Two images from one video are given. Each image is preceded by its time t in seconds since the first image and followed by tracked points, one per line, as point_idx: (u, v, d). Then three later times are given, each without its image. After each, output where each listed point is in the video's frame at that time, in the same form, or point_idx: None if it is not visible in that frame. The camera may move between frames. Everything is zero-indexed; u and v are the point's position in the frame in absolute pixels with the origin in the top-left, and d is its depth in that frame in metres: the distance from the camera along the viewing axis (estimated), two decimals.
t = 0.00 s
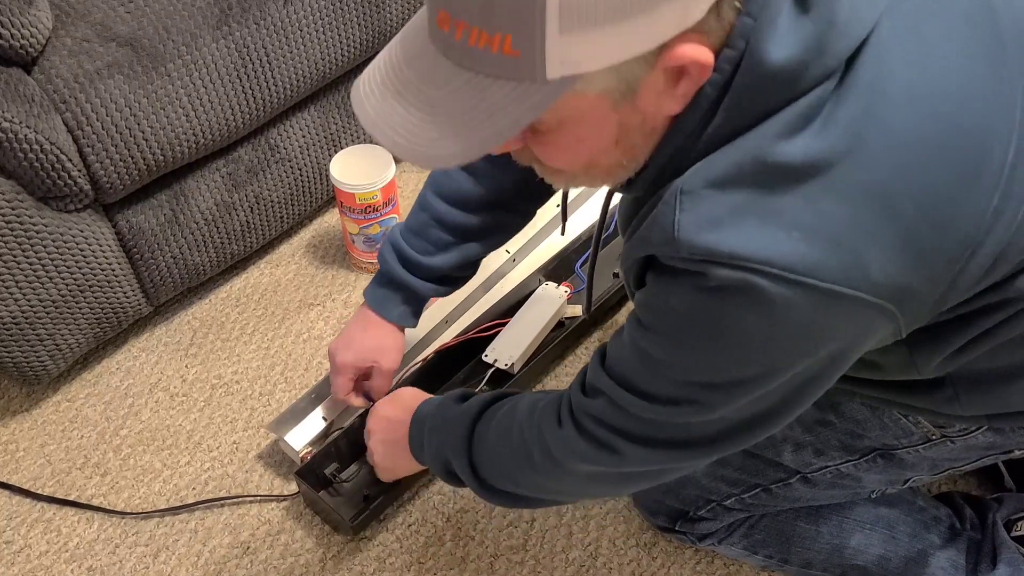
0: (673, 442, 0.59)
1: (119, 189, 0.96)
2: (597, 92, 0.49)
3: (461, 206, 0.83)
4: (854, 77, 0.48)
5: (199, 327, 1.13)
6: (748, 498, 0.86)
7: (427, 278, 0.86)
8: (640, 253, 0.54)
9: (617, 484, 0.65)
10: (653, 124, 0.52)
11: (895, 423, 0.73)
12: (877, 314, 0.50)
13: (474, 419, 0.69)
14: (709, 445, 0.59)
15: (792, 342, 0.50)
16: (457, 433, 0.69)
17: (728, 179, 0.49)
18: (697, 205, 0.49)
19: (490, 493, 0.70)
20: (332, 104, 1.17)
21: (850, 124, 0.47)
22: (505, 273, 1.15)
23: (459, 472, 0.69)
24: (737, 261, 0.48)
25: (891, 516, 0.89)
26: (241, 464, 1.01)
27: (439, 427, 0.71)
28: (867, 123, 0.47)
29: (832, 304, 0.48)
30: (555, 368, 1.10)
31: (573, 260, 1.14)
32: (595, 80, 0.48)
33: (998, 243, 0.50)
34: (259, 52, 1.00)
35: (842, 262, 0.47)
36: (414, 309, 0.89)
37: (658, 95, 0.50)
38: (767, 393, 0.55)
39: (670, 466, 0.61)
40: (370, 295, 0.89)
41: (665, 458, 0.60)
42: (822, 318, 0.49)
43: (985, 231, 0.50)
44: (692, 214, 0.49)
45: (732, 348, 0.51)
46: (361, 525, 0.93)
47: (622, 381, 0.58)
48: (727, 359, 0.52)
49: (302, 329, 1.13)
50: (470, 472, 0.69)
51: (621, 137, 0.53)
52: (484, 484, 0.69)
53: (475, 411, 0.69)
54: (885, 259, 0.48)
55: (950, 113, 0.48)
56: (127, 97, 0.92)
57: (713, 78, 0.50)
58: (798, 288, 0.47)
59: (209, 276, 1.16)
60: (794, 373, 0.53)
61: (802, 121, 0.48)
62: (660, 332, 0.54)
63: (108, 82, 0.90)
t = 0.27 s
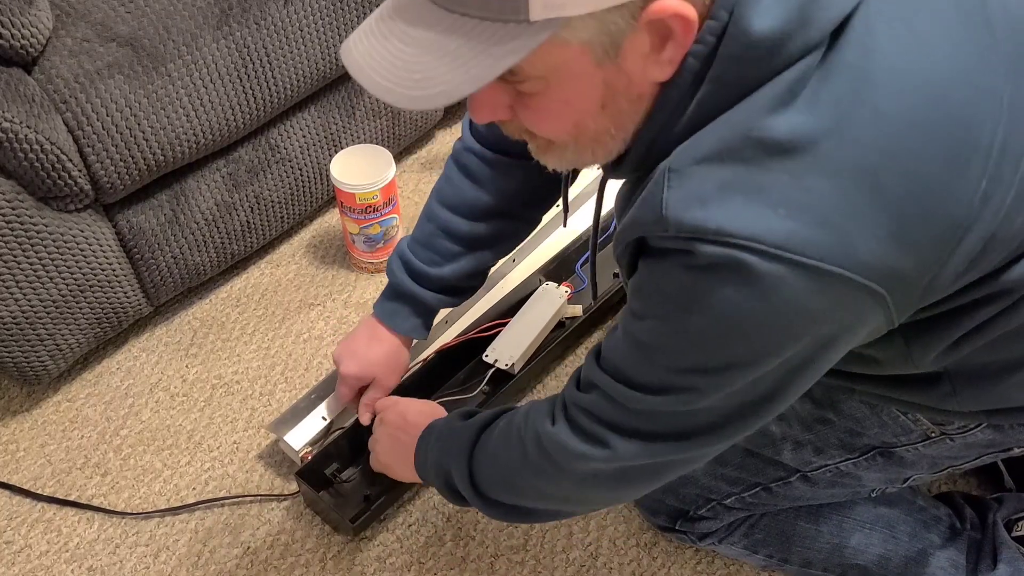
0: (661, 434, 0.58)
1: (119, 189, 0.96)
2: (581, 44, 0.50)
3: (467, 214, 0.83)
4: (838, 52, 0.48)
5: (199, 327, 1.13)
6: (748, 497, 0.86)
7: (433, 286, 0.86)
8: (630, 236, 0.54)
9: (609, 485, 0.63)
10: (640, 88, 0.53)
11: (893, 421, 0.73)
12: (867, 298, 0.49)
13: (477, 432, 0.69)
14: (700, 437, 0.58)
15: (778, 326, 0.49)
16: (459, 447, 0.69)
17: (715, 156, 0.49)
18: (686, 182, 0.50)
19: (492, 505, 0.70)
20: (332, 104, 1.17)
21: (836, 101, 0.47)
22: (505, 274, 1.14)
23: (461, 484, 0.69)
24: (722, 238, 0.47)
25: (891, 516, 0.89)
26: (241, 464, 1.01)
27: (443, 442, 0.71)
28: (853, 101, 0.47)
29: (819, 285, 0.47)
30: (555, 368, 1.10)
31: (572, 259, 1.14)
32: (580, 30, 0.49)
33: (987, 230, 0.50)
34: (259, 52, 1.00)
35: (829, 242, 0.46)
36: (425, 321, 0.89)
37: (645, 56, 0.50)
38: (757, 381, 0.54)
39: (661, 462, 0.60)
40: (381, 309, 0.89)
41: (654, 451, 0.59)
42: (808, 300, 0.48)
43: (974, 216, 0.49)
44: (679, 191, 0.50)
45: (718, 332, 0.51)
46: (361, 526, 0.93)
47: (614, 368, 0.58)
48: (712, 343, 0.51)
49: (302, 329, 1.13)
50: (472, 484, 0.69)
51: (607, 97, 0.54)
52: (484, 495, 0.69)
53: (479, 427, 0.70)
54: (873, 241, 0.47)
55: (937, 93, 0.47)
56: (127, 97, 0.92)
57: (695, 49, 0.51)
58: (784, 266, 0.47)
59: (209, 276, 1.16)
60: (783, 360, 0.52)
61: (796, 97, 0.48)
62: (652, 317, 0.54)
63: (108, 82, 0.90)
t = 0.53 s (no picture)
0: (650, 430, 0.58)
1: (119, 189, 0.96)
2: (548, 44, 0.50)
3: (467, 217, 0.83)
4: (822, 47, 0.48)
5: (199, 327, 1.13)
6: (747, 497, 0.86)
7: (432, 289, 0.85)
8: (619, 232, 0.54)
9: (599, 484, 0.63)
10: (614, 85, 0.53)
11: (891, 419, 0.73)
12: (853, 292, 0.49)
13: (471, 435, 0.70)
14: (689, 433, 0.58)
15: (765, 318, 0.49)
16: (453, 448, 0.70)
17: (699, 150, 0.49)
18: (672, 177, 0.50)
19: (486, 508, 0.70)
20: (331, 104, 1.17)
21: (820, 95, 0.47)
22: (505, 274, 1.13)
23: (455, 488, 0.69)
24: (708, 232, 0.47)
25: (891, 516, 0.89)
26: (241, 464, 1.01)
27: (438, 445, 0.71)
28: (839, 95, 0.47)
29: (805, 278, 0.47)
30: (554, 368, 1.09)
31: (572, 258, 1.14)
32: (545, 31, 0.50)
33: (974, 224, 0.50)
34: (259, 52, 1.00)
35: (813, 235, 0.46)
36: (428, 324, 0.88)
37: (615, 55, 0.51)
38: (745, 375, 0.53)
39: (651, 458, 0.60)
40: (383, 316, 0.88)
41: (644, 448, 0.58)
42: (795, 292, 0.48)
43: (961, 210, 0.49)
44: (665, 186, 0.50)
45: (705, 326, 0.50)
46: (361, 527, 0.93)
47: (604, 364, 0.58)
48: (700, 337, 0.51)
49: (302, 329, 1.13)
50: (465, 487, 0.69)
51: (580, 95, 0.54)
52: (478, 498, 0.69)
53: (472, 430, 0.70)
54: (859, 235, 0.47)
55: (922, 86, 0.47)
56: (127, 97, 0.92)
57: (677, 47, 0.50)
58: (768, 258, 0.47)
59: (209, 276, 1.16)
60: (771, 354, 0.52)
61: (778, 92, 0.48)
62: (640, 313, 0.54)
63: (109, 83, 0.90)
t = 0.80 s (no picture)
0: (648, 433, 0.58)
1: (119, 189, 0.96)
2: (516, 68, 0.52)
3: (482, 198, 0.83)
4: (812, 56, 0.47)
5: (200, 327, 1.13)
6: (747, 497, 0.86)
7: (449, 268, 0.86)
8: (614, 238, 0.54)
9: (598, 484, 0.63)
10: (589, 104, 0.54)
11: (890, 419, 0.73)
12: (847, 295, 0.49)
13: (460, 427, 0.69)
14: (686, 436, 0.58)
15: (761, 323, 0.49)
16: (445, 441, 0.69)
17: (690, 159, 0.49)
18: (663, 186, 0.49)
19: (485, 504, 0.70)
20: (331, 105, 1.17)
21: (811, 104, 0.47)
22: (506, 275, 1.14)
23: (453, 484, 0.69)
24: (701, 240, 0.47)
25: (891, 516, 0.89)
26: (241, 464, 1.01)
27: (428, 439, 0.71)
28: (829, 103, 0.46)
29: (800, 284, 0.47)
30: (555, 368, 1.10)
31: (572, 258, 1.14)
32: (512, 58, 0.51)
33: (968, 229, 0.50)
34: (259, 52, 1.00)
35: (806, 242, 0.46)
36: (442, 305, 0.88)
37: (585, 77, 0.51)
38: (741, 379, 0.53)
39: (649, 460, 0.60)
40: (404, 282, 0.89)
41: (641, 450, 0.58)
42: (789, 297, 0.48)
43: (954, 215, 0.49)
44: (657, 195, 0.49)
45: (701, 330, 0.50)
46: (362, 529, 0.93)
47: (602, 370, 0.58)
48: (695, 343, 0.51)
49: (302, 329, 1.13)
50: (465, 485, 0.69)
51: (557, 112, 0.55)
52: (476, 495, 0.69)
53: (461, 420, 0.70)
54: (851, 241, 0.47)
55: (912, 93, 0.47)
56: (127, 97, 0.92)
57: (662, 62, 0.50)
58: (762, 265, 0.46)
59: (209, 276, 1.16)
60: (767, 358, 0.52)
61: (768, 102, 0.47)
62: (635, 319, 0.54)
63: (108, 82, 0.90)
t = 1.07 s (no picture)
0: (639, 428, 0.56)
1: (119, 189, 0.96)
2: (503, 41, 0.51)
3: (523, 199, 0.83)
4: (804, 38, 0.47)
5: (200, 327, 1.13)
6: (747, 497, 0.86)
7: (499, 266, 0.86)
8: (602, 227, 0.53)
9: (590, 484, 0.61)
10: (577, 81, 0.53)
11: (890, 419, 0.73)
12: (839, 282, 0.48)
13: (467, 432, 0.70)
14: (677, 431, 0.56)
15: (750, 308, 0.48)
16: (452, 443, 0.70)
17: (680, 140, 0.48)
18: (653, 168, 0.49)
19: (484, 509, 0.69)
20: (332, 104, 1.16)
21: (802, 86, 0.46)
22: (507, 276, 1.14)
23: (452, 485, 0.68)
24: (691, 220, 0.47)
25: (891, 516, 0.89)
26: (241, 464, 1.01)
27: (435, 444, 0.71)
28: (821, 85, 0.46)
29: (790, 267, 0.47)
30: (555, 368, 1.10)
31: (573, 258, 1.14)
32: (499, 30, 0.51)
33: (959, 219, 0.50)
34: (259, 52, 1.00)
35: (795, 225, 0.46)
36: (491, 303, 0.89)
37: (571, 54, 0.51)
38: (732, 372, 0.52)
39: (641, 459, 0.58)
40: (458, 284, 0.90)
41: (632, 446, 0.57)
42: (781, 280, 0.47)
43: (947, 204, 0.49)
44: (646, 176, 0.49)
45: (690, 317, 0.50)
46: (362, 528, 0.93)
47: (595, 363, 0.58)
48: (687, 329, 0.50)
49: (302, 329, 1.13)
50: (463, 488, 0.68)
51: (545, 88, 0.55)
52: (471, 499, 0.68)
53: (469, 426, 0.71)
54: (842, 226, 0.47)
55: (904, 78, 0.47)
56: (127, 97, 0.92)
57: (651, 43, 0.50)
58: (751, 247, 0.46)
59: (209, 276, 1.16)
60: (758, 348, 0.51)
61: (758, 84, 0.47)
62: (627, 309, 0.53)
63: (108, 82, 0.90)
